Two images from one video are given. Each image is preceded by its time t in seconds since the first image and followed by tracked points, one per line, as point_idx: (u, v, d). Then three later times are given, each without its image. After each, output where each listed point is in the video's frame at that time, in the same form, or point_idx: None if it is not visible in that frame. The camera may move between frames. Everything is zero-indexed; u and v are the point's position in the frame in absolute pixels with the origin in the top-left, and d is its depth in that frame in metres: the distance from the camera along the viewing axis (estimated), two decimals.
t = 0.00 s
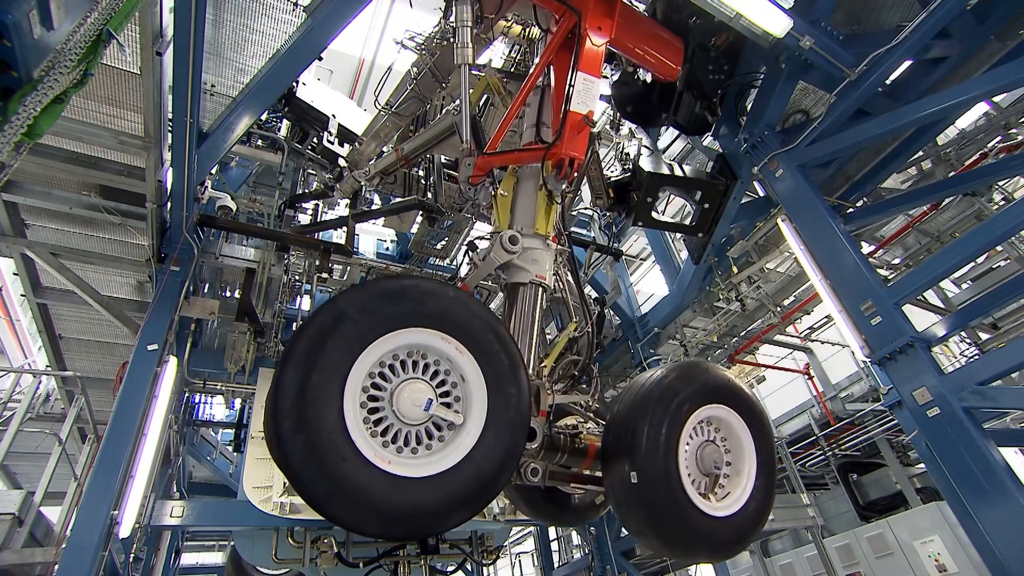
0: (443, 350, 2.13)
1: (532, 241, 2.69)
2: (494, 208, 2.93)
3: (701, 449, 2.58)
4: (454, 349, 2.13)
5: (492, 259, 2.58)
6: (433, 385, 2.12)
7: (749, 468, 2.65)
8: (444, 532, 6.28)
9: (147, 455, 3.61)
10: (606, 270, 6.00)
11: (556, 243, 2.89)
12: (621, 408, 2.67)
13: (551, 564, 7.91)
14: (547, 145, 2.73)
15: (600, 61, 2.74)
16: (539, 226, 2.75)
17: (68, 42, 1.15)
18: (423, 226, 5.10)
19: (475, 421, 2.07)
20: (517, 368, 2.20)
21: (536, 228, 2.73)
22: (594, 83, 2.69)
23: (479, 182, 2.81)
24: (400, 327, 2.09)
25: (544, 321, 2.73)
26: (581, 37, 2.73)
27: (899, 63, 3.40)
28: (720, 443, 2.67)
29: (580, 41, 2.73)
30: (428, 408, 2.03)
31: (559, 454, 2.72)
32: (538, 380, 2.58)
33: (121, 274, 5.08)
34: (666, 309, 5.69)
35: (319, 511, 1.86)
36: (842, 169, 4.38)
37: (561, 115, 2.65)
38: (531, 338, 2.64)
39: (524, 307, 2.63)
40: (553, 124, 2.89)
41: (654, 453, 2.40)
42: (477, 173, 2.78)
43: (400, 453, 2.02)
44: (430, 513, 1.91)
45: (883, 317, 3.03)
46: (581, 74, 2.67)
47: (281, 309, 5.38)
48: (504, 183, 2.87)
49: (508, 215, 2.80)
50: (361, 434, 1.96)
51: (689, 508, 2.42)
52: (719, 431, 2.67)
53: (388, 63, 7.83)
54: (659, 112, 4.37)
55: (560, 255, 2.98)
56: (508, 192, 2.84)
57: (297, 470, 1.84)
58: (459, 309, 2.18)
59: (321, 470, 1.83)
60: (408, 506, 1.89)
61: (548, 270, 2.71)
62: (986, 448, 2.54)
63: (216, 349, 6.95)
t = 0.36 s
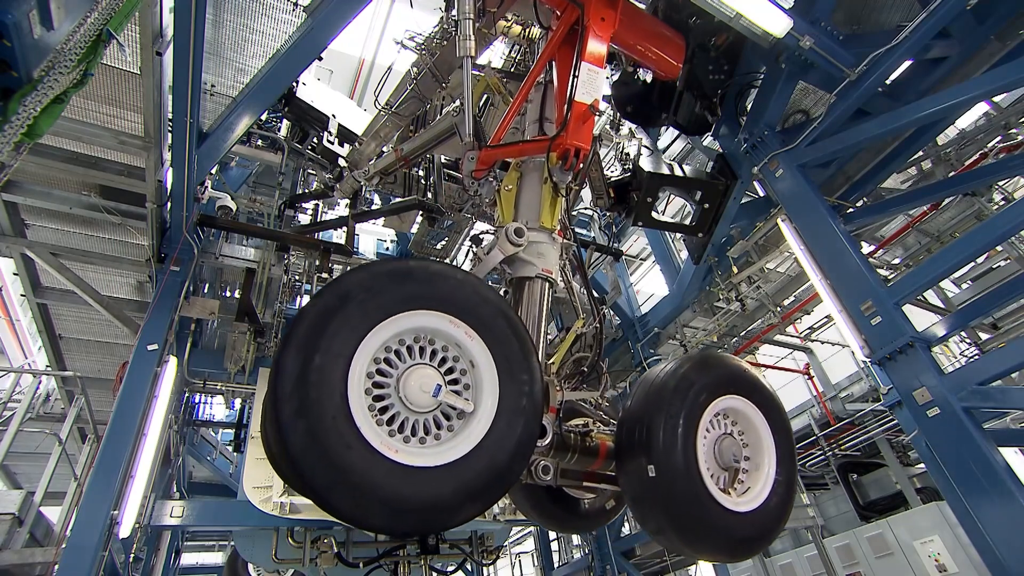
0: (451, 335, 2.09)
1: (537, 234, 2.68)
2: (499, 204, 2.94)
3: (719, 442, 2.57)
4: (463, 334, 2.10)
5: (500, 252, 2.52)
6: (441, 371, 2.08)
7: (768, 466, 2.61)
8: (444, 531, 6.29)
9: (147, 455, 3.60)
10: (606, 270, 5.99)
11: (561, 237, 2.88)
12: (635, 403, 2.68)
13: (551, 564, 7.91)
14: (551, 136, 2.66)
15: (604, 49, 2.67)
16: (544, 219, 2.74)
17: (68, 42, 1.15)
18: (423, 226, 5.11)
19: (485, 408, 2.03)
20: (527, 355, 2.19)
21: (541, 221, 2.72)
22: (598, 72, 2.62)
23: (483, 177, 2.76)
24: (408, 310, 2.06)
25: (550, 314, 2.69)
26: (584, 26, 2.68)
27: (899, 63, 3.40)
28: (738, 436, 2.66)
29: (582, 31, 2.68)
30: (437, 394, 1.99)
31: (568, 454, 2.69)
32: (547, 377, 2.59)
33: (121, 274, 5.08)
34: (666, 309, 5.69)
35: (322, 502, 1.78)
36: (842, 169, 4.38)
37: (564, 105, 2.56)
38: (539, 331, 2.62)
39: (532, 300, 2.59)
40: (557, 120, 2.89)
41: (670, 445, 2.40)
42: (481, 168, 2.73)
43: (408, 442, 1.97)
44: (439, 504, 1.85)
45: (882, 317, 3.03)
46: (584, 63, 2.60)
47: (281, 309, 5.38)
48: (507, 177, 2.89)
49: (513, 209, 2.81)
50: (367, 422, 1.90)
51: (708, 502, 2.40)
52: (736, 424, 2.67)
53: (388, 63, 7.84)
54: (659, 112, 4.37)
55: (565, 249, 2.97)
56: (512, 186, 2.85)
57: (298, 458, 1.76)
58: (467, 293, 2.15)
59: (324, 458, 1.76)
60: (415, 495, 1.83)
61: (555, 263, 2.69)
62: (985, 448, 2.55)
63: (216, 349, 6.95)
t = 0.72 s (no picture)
0: (461, 315, 1.98)
1: (544, 227, 2.66)
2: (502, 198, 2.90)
3: (738, 433, 2.51)
4: (473, 315, 1.98)
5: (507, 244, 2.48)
6: (451, 355, 1.97)
7: (789, 455, 2.57)
8: (444, 531, 6.30)
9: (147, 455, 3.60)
10: (606, 270, 5.98)
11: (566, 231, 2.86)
12: (649, 396, 2.63)
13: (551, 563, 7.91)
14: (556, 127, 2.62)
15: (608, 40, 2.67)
16: (550, 212, 2.73)
17: (68, 42, 1.15)
18: (423, 226, 5.11)
19: (498, 393, 1.91)
20: (541, 338, 2.08)
21: (548, 214, 2.71)
22: (601, 63, 2.62)
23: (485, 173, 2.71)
24: (416, 289, 1.95)
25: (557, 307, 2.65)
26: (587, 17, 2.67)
27: (899, 63, 3.40)
28: (756, 428, 2.61)
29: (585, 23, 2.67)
30: (447, 377, 1.86)
31: (579, 452, 2.64)
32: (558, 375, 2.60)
33: (121, 274, 5.08)
34: (667, 310, 5.70)
35: (324, 494, 1.64)
36: (842, 169, 4.39)
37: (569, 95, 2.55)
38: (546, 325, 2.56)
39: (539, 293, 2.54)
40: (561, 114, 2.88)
41: (690, 434, 2.36)
42: (484, 163, 2.64)
43: (416, 429, 1.84)
44: (451, 494, 1.73)
45: (882, 317, 3.03)
46: (588, 54, 2.60)
47: (281, 310, 5.38)
48: (511, 172, 2.86)
49: (517, 203, 2.78)
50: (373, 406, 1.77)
51: (730, 494, 2.34)
52: (753, 415, 2.62)
53: (388, 63, 7.84)
54: (659, 113, 4.37)
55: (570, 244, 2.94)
56: (516, 179, 2.82)
57: (299, 445, 1.63)
58: (476, 273, 2.05)
59: (327, 442, 1.63)
60: (426, 485, 1.70)
61: (561, 256, 2.66)
62: (986, 447, 2.55)
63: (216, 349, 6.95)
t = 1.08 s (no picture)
0: (471, 294, 1.94)
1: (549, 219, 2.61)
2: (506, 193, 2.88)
3: (758, 422, 2.47)
4: (482, 295, 1.95)
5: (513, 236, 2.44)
6: (461, 336, 1.93)
7: (812, 439, 2.55)
8: (444, 532, 6.31)
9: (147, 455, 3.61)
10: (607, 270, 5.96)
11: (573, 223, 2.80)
12: (665, 388, 2.62)
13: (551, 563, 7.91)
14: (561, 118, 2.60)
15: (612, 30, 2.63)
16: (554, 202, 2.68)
17: (68, 43, 1.15)
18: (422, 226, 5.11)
19: (510, 375, 1.87)
20: (553, 318, 2.06)
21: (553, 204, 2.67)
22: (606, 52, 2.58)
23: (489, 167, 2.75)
24: (424, 267, 1.91)
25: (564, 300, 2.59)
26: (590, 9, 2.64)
27: (899, 63, 3.40)
28: (775, 418, 2.57)
29: (589, 13, 2.63)
30: (457, 357, 1.84)
31: (591, 449, 2.64)
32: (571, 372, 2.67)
33: (121, 274, 5.08)
34: (666, 310, 5.70)
35: (327, 480, 1.58)
36: (842, 169, 4.39)
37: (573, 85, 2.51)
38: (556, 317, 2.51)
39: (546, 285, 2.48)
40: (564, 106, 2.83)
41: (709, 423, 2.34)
42: (487, 156, 2.70)
43: (426, 412, 1.80)
44: (464, 479, 1.68)
45: (882, 317, 3.03)
46: (593, 43, 2.55)
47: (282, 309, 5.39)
48: (515, 166, 2.83)
49: (522, 196, 2.75)
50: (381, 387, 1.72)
51: (753, 484, 2.30)
52: (773, 405, 2.59)
53: (388, 63, 7.84)
54: (659, 112, 4.36)
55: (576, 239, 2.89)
56: (520, 173, 2.80)
57: (301, 426, 1.58)
58: (483, 252, 2.02)
59: (331, 422, 1.59)
60: (438, 469, 1.66)
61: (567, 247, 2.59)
62: (986, 447, 2.55)
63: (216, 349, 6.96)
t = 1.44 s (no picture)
0: (484, 271, 1.92)
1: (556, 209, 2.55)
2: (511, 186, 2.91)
3: (778, 411, 2.46)
4: (496, 272, 1.93)
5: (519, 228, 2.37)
6: (474, 314, 1.91)
7: (832, 420, 2.53)
8: (444, 531, 6.32)
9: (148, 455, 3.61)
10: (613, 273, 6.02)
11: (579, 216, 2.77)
12: (682, 377, 2.62)
13: (551, 564, 7.90)
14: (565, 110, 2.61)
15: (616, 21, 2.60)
16: (560, 192, 2.72)
17: (68, 42, 1.15)
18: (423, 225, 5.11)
19: (524, 354, 1.84)
20: (568, 298, 2.05)
21: (558, 194, 2.71)
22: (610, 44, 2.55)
23: (493, 160, 2.80)
24: (434, 241, 1.89)
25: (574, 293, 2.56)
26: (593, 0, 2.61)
27: (899, 63, 3.40)
28: (795, 406, 2.55)
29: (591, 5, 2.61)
30: (469, 332, 1.81)
31: (604, 443, 2.69)
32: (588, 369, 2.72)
33: (121, 274, 5.08)
34: (666, 310, 5.69)
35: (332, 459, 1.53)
36: (842, 169, 4.39)
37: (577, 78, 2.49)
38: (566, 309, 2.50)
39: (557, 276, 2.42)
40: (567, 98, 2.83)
41: (730, 408, 2.34)
42: (492, 148, 2.73)
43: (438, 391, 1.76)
44: (480, 460, 1.64)
45: (883, 317, 3.02)
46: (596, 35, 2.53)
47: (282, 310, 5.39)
48: (518, 159, 2.86)
49: (527, 188, 2.79)
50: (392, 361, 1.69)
51: (777, 472, 2.28)
52: (792, 393, 2.58)
53: (388, 63, 7.84)
54: (659, 112, 4.36)
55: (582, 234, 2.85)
56: (524, 166, 2.83)
57: (306, 402, 1.54)
58: (493, 230, 2.01)
59: (336, 397, 1.55)
60: (453, 449, 1.62)
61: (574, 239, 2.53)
62: (986, 446, 2.55)
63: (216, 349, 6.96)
